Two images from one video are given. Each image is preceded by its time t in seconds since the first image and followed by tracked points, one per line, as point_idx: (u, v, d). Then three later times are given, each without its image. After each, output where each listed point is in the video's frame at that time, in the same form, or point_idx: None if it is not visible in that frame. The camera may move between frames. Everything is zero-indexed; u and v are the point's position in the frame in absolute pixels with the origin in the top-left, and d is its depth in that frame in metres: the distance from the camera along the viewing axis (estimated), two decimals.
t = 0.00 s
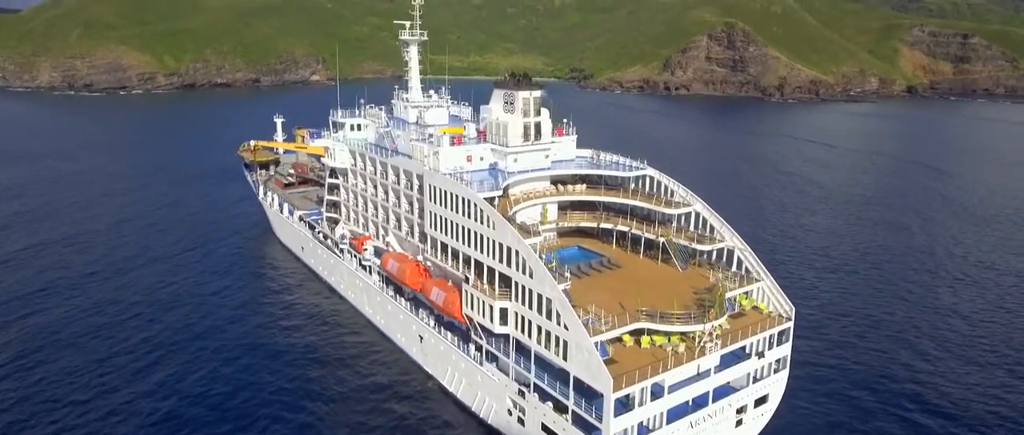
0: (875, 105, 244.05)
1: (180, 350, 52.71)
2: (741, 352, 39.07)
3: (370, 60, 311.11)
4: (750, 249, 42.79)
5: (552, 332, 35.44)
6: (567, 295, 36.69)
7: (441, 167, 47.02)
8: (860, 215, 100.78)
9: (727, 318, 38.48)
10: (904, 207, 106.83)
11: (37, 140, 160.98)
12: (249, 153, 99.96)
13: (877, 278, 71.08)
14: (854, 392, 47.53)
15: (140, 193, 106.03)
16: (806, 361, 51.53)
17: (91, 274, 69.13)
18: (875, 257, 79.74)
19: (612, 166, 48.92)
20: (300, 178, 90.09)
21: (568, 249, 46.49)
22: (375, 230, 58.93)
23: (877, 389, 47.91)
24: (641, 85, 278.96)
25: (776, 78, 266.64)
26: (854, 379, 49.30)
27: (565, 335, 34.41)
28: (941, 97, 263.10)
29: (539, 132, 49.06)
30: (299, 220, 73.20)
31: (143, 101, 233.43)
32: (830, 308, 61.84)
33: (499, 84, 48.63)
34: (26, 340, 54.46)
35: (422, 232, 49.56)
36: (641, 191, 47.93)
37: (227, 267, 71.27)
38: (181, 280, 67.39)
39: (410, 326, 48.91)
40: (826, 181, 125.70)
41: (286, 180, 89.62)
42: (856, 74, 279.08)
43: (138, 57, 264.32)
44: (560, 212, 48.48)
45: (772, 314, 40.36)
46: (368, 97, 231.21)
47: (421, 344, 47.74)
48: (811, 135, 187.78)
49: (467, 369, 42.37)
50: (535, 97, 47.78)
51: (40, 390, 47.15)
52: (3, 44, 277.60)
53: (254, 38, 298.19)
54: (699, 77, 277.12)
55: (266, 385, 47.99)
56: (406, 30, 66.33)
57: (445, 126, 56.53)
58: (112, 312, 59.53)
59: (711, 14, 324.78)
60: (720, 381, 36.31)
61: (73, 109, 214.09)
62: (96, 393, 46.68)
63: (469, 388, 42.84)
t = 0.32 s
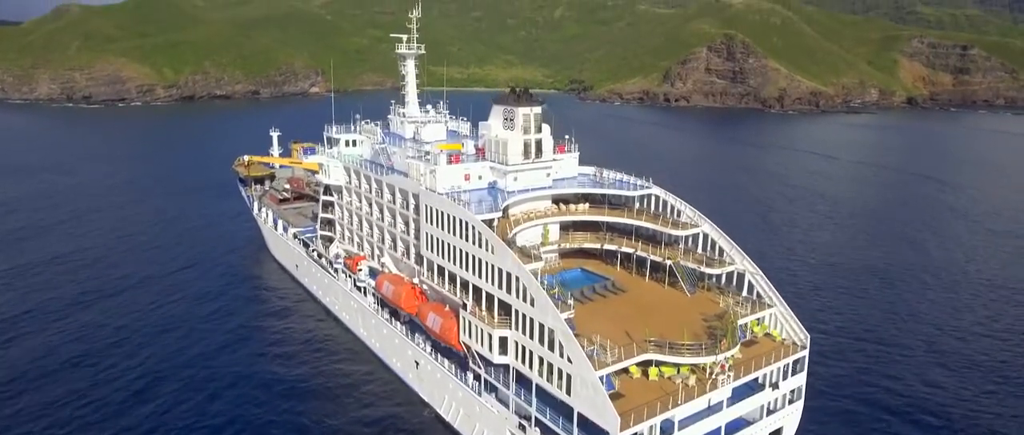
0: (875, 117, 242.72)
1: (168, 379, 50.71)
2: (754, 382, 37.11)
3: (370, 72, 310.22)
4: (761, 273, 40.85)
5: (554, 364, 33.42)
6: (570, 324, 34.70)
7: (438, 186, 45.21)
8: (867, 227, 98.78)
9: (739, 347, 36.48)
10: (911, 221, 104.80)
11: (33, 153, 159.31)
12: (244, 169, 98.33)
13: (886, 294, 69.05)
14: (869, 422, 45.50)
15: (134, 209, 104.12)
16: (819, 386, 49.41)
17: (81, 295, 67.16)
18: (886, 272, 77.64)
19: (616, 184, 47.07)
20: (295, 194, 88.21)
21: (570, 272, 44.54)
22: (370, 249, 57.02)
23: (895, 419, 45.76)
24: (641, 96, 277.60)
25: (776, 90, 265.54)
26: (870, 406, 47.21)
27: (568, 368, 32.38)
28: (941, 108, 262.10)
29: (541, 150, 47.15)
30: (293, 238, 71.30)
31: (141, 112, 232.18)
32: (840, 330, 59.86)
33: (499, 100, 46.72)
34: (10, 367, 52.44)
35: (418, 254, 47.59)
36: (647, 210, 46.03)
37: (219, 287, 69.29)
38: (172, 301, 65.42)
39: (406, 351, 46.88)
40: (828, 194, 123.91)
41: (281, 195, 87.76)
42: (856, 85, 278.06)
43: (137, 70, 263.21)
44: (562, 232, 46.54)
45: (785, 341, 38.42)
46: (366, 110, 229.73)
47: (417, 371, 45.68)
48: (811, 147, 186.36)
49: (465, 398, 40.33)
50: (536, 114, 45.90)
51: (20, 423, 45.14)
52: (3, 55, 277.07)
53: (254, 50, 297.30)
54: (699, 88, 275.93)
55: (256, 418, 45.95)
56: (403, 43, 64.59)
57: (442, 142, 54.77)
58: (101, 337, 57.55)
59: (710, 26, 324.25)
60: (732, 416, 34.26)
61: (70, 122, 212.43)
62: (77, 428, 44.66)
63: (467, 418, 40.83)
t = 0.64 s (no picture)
0: (876, 128, 241.20)
1: (154, 409, 48.67)
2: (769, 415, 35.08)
3: (370, 83, 309.18)
4: (774, 299, 38.90)
5: (557, 399, 31.41)
6: (574, 355, 32.68)
7: (435, 205, 43.26)
8: (875, 238, 96.49)
9: (754, 378, 34.47)
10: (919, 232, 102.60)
11: (29, 167, 157.48)
12: (239, 184, 96.52)
13: (897, 308, 66.86)
14: None
15: (128, 224, 102.10)
16: (832, 413, 47.23)
17: (68, 316, 65.21)
18: (896, 286, 75.42)
19: (621, 204, 45.17)
20: (291, 209, 86.25)
21: (573, 296, 42.49)
22: (365, 269, 55.05)
23: None
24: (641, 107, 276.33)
25: (776, 101, 264.37)
26: None
27: (572, 404, 30.39)
28: (941, 119, 260.71)
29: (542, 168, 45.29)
30: (287, 255, 69.27)
31: (140, 124, 230.86)
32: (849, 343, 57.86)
33: (498, 116, 44.86)
34: None
35: (414, 277, 45.58)
36: (653, 230, 44.09)
37: (210, 307, 67.27)
38: (161, 323, 63.44)
39: (401, 378, 44.78)
40: (832, 205, 122.04)
41: (276, 211, 85.82)
42: (856, 96, 276.97)
43: (137, 82, 261.90)
44: (564, 254, 44.55)
45: (801, 371, 36.39)
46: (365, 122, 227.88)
47: (412, 398, 43.55)
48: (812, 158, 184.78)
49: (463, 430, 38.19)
50: (537, 130, 44.05)
51: None
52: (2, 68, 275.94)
53: (254, 62, 296.20)
54: (699, 100, 274.41)
55: None
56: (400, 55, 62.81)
57: (439, 159, 52.92)
58: (86, 362, 55.55)
59: (710, 37, 323.54)
60: None
61: (67, 134, 210.43)
62: None
63: None
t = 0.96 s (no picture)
0: (877, 139, 239.62)
1: None
2: None
3: (370, 95, 308.24)
4: (789, 326, 36.85)
5: None
6: (577, 390, 30.76)
7: (431, 226, 41.37)
8: (885, 252, 94.28)
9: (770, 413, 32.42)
10: (928, 245, 100.36)
11: (26, 179, 156.09)
12: (233, 199, 94.86)
13: (912, 327, 64.73)
14: None
15: (123, 240, 100.38)
16: None
17: (58, 338, 63.35)
18: (909, 300, 73.24)
19: (625, 224, 43.24)
20: (285, 225, 84.18)
21: (576, 322, 40.55)
22: (359, 290, 53.15)
23: None
24: (641, 119, 275.05)
25: (777, 112, 263.08)
26: None
27: None
28: (942, 131, 259.05)
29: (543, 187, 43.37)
30: (280, 274, 67.39)
31: (139, 136, 229.58)
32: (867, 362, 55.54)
33: (497, 132, 43.01)
34: None
35: (409, 301, 43.60)
36: (659, 252, 42.14)
37: (202, 328, 65.33)
38: (151, 345, 61.53)
39: (395, 406, 42.81)
40: (836, 217, 120.07)
41: (271, 227, 83.85)
42: (856, 108, 275.74)
43: (136, 94, 261.02)
44: (567, 277, 42.57)
45: (820, 404, 34.30)
46: (364, 134, 226.30)
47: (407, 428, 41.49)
48: (814, 170, 183.04)
49: None
50: (539, 147, 42.16)
51: None
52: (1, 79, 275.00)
53: (254, 74, 295.45)
54: (699, 111, 272.94)
55: None
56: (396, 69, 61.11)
57: (437, 177, 51.05)
58: (71, 388, 53.65)
59: (710, 49, 322.86)
60: None
61: (64, 146, 208.99)
62: None
63: None
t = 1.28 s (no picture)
0: (878, 151, 237.85)
1: None
2: None
3: (370, 107, 307.08)
4: (804, 355, 34.98)
5: None
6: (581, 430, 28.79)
7: (426, 248, 39.37)
8: (893, 263, 92.13)
9: None
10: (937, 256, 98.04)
11: (23, 192, 154.52)
12: (226, 215, 93.34)
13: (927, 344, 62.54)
14: None
15: (117, 255, 98.52)
16: None
17: (46, 359, 61.45)
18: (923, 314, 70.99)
19: (631, 246, 41.32)
20: (280, 241, 82.21)
21: (579, 349, 38.51)
22: (352, 312, 51.16)
23: None
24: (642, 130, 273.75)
25: (778, 123, 261.66)
26: None
27: None
28: (943, 142, 257.37)
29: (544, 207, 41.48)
30: (272, 293, 65.30)
31: (138, 148, 228.06)
32: (883, 381, 53.17)
33: (496, 150, 41.16)
34: None
35: (404, 327, 41.62)
36: (666, 276, 40.24)
37: (192, 349, 63.30)
38: (139, 369, 59.42)
39: None
40: (842, 229, 117.98)
41: (265, 242, 81.87)
42: (857, 119, 274.32)
43: (135, 105, 259.86)
44: (569, 301, 40.63)
45: None
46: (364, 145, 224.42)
47: None
48: (816, 181, 181.27)
49: None
50: (540, 166, 40.33)
51: None
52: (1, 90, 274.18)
53: (255, 85, 294.51)
54: (700, 122, 271.45)
55: None
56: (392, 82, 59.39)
57: (434, 195, 49.16)
58: (55, 417, 51.62)
59: (710, 60, 321.87)
60: None
61: (62, 157, 207.44)
62: None
63: None
